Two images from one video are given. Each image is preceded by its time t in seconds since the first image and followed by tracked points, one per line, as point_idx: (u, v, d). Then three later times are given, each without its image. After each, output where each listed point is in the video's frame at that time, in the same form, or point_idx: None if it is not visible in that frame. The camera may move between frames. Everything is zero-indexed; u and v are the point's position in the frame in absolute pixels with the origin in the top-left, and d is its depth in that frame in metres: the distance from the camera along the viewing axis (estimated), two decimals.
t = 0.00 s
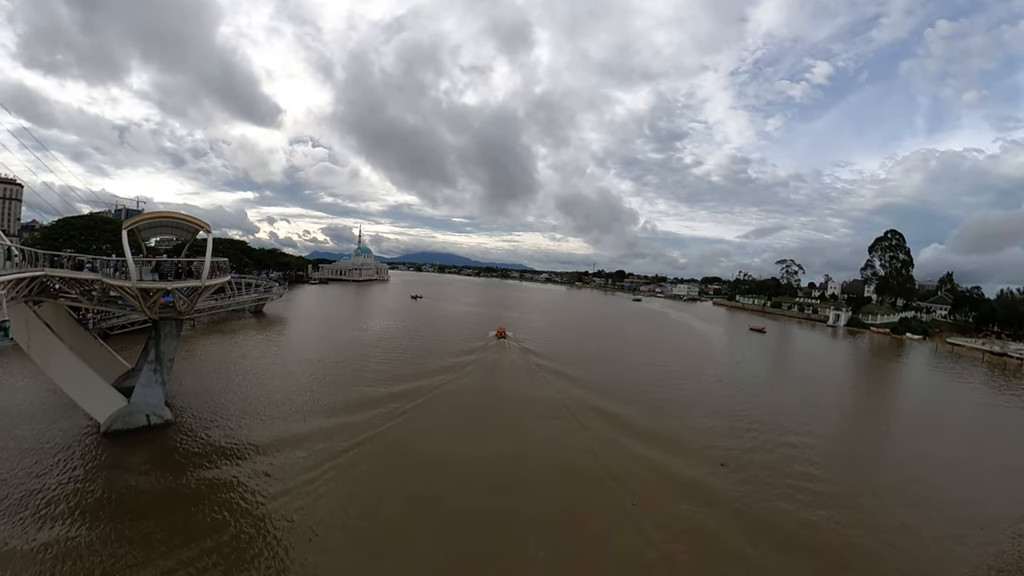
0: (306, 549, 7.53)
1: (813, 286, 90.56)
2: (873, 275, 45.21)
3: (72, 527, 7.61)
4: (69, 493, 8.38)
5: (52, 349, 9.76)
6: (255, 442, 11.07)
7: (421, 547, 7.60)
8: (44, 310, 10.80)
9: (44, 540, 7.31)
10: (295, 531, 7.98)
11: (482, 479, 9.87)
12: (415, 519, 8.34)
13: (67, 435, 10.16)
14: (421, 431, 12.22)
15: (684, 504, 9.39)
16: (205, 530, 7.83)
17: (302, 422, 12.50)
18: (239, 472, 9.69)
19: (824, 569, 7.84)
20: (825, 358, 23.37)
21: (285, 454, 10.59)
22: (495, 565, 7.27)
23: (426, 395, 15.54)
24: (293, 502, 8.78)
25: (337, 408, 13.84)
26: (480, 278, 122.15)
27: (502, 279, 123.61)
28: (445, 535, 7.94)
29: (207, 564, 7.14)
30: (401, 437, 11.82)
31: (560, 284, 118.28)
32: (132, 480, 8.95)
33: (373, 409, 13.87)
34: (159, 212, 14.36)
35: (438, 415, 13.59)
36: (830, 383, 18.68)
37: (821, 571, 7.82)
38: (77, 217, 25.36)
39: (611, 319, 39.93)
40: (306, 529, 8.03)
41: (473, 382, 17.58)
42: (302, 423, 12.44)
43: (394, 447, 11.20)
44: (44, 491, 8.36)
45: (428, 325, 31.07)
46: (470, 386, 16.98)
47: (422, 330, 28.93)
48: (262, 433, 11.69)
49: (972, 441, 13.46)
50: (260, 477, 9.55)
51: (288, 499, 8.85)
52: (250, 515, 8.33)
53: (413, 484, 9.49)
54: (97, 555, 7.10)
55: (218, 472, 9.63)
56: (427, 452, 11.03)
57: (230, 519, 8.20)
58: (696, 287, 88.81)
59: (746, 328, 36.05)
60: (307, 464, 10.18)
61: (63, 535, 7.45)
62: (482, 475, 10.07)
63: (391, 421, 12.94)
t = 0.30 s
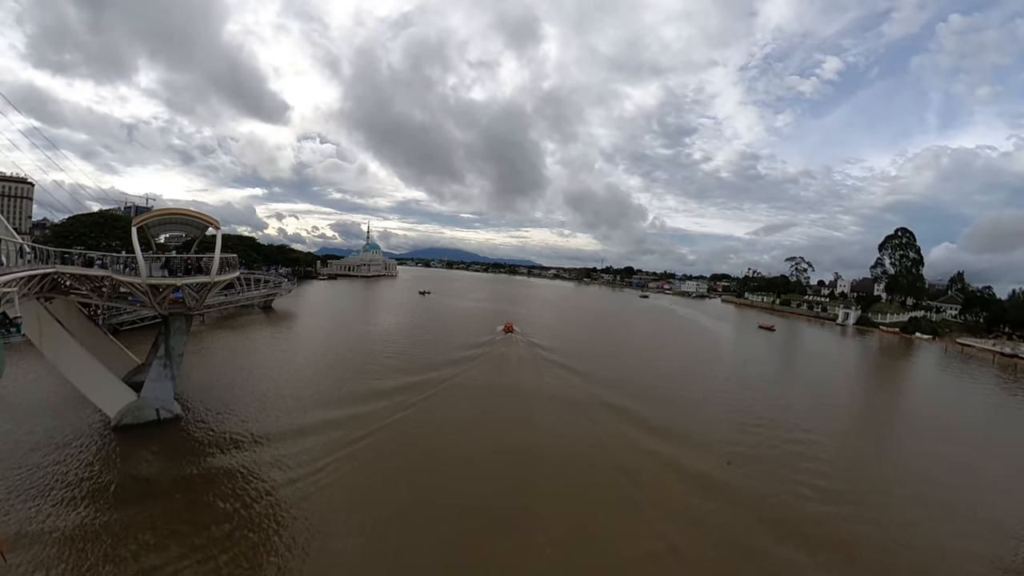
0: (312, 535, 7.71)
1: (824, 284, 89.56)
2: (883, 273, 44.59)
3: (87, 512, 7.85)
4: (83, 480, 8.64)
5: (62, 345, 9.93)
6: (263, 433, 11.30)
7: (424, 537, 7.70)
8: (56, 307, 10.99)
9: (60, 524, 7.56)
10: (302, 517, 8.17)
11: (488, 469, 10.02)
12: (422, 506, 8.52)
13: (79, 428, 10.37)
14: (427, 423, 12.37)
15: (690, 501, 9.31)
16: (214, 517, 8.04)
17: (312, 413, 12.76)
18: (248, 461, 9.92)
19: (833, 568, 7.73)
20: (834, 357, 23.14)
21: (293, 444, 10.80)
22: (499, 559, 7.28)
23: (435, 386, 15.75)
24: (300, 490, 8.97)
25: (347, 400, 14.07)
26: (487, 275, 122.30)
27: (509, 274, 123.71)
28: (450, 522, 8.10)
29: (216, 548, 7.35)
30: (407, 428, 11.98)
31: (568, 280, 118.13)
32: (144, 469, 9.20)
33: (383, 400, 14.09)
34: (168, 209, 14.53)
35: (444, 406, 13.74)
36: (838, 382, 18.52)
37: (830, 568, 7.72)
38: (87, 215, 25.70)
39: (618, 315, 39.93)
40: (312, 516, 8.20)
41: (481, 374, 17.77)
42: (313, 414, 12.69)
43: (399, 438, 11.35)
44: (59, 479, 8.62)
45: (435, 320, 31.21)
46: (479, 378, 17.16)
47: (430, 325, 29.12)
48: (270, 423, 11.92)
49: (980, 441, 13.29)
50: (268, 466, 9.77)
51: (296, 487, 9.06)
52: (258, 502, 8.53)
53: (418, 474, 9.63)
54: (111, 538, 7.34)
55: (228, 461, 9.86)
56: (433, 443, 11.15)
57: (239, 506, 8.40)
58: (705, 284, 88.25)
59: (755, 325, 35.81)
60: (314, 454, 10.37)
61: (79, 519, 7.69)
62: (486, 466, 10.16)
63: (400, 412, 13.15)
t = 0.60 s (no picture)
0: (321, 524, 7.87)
1: (835, 281, 88.49)
2: (894, 271, 43.88)
3: (103, 500, 8.08)
4: (99, 470, 8.88)
5: (73, 340, 10.10)
6: (273, 426, 11.52)
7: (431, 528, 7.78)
8: (66, 303, 11.16)
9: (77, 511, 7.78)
10: (311, 507, 8.34)
11: (494, 462, 10.12)
12: (426, 496, 8.70)
13: (91, 422, 10.59)
14: (433, 416, 12.51)
15: (695, 498, 9.20)
16: (226, 505, 8.24)
17: (322, 406, 12.95)
18: (258, 452, 10.13)
19: (842, 567, 7.60)
20: (843, 355, 22.88)
21: (302, 437, 11.01)
22: (503, 553, 7.29)
23: (443, 380, 15.91)
24: (309, 480, 9.15)
25: (355, 393, 14.22)
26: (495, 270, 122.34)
27: (517, 270, 123.83)
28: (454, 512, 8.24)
29: (228, 535, 7.54)
30: (414, 421, 12.11)
31: (576, 276, 117.74)
32: (158, 460, 9.44)
33: (391, 393, 14.26)
34: (177, 205, 14.68)
35: (451, 400, 13.87)
36: (845, 380, 18.29)
37: (839, 568, 7.60)
38: (98, 213, 26.06)
39: (626, 311, 39.77)
40: (321, 506, 8.37)
41: (488, 368, 17.87)
42: (322, 407, 12.89)
43: (406, 431, 11.50)
44: (75, 468, 8.86)
45: (442, 316, 31.32)
46: (486, 372, 17.27)
47: (437, 321, 29.20)
48: (279, 416, 12.14)
49: (990, 443, 13.05)
50: (277, 458, 9.97)
51: (305, 478, 9.24)
52: (268, 492, 8.72)
53: (424, 466, 9.75)
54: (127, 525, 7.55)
55: (238, 452, 10.07)
56: (439, 436, 11.27)
57: (249, 495, 8.60)
58: (714, 281, 87.47)
59: (763, 323, 35.50)
60: (323, 446, 10.56)
61: (94, 507, 7.90)
62: (493, 459, 10.26)
63: (408, 404, 13.32)
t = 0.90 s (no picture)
0: (330, 514, 8.00)
1: (847, 278, 87.19)
2: (904, 270, 43.16)
3: (119, 488, 8.30)
4: (115, 460, 9.14)
5: (83, 335, 10.27)
6: (283, 418, 11.71)
7: (438, 520, 7.83)
8: (77, 300, 11.35)
9: (93, 499, 8.00)
10: (320, 498, 8.47)
11: (499, 454, 10.17)
12: (431, 486, 8.80)
13: (102, 416, 10.79)
14: (441, 408, 12.61)
15: (699, 495, 9.10)
16: (236, 494, 8.42)
17: (330, 399, 13.11)
18: (269, 444, 10.33)
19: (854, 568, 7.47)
20: (851, 354, 22.59)
21: (312, 429, 11.18)
22: (509, 547, 7.28)
23: (450, 373, 15.99)
24: (317, 471, 9.32)
25: (362, 386, 14.33)
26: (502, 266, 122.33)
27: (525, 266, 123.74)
28: (457, 502, 8.33)
29: (239, 524, 7.70)
30: (423, 413, 12.21)
31: (583, 272, 117.34)
32: (170, 451, 9.63)
33: (398, 386, 14.37)
34: (187, 202, 14.87)
35: (462, 392, 13.99)
36: (853, 380, 18.02)
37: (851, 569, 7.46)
38: (108, 210, 26.45)
39: (633, 308, 39.59)
40: (330, 497, 8.49)
41: (496, 361, 17.92)
42: (330, 400, 13.04)
43: (415, 423, 11.59)
44: (92, 458, 9.10)
45: (450, 310, 31.40)
46: (493, 365, 17.33)
47: (444, 316, 29.27)
48: (289, 409, 12.32)
49: (1001, 444, 12.79)
50: (288, 448, 10.16)
51: (315, 469, 9.39)
52: (279, 483, 8.88)
53: (431, 458, 9.84)
54: (142, 513, 7.76)
55: (249, 444, 10.26)
56: (447, 428, 11.34)
57: (260, 485, 8.77)
58: (723, 278, 86.54)
59: (771, 320, 35.15)
60: (333, 438, 10.70)
61: (110, 495, 8.12)
62: (502, 452, 10.30)
63: (415, 397, 13.45)
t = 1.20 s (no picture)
0: (337, 505, 8.08)
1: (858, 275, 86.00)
2: (914, 268, 42.52)
3: (132, 479, 8.48)
4: (128, 452, 9.31)
5: (93, 331, 10.46)
6: (292, 411, 11.85)
7: (444, 513, 7.87)
8: (88, 296, 11.54)
9: (107, 490, 8.16)
10: (328, 489, 8.55)
11: (505, 448, 10.20)
12: (436, 479, 8.86)
13: (114, 410, 10.99)
14: (448, 401, 12.66)
15: (703, 492, 9.06)
16: (244, 485, 8.58)
17: (338, 393, 13.21)
18: (278, 436, 10.47)
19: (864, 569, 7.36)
20: (859, 353, 22.31)
21: (320, 421, 11.30)
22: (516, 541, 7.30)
23: (458, 366, 16.05)
24: (324, 462, 9.44)
25: (372, 379, 14.44)
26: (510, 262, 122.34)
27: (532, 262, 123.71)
28: (460, 495, 8.39)
29: (249, 515, 7.83)
30: (430, 406, 12.28)
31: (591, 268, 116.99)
32: (181, 444, 9.80)
33: (406, 379, 14.46)
34: (196, 198, 15.02)
35: (469, 386, 14.02)
36: (861, 379, 17.80)
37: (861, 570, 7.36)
38: (117, 208, 26.79)
39: (641, 304, 39.42)
40: (338, 488, 8.57)
41: (504, 355, 17.95)
42: (339, 393, 13.15)
43: (422, 416, 11.65)
44: (105, 450, 9.29)
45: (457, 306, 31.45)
46: (501, 359, 17.37)
47: (452, 311, 29.35)
48: (298, 402, 12.46)
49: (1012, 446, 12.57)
50: (297, 441, 10.29)
51: (323, 461, 9.50)
52: (288, 475, 8.98)
53: (438, 451, 9.89)
54: (154, 503, 7.91)
55: (259, 437, 10.41)
56: (454, 422, 11.39)
57: (269, 477, 8.89)
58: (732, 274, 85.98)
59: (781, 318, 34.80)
60: (341, 430, 10.81)
61: (123, 486, 8.29)
62: (508, 446, 10.32)
63: (423, 390, 13.53)
